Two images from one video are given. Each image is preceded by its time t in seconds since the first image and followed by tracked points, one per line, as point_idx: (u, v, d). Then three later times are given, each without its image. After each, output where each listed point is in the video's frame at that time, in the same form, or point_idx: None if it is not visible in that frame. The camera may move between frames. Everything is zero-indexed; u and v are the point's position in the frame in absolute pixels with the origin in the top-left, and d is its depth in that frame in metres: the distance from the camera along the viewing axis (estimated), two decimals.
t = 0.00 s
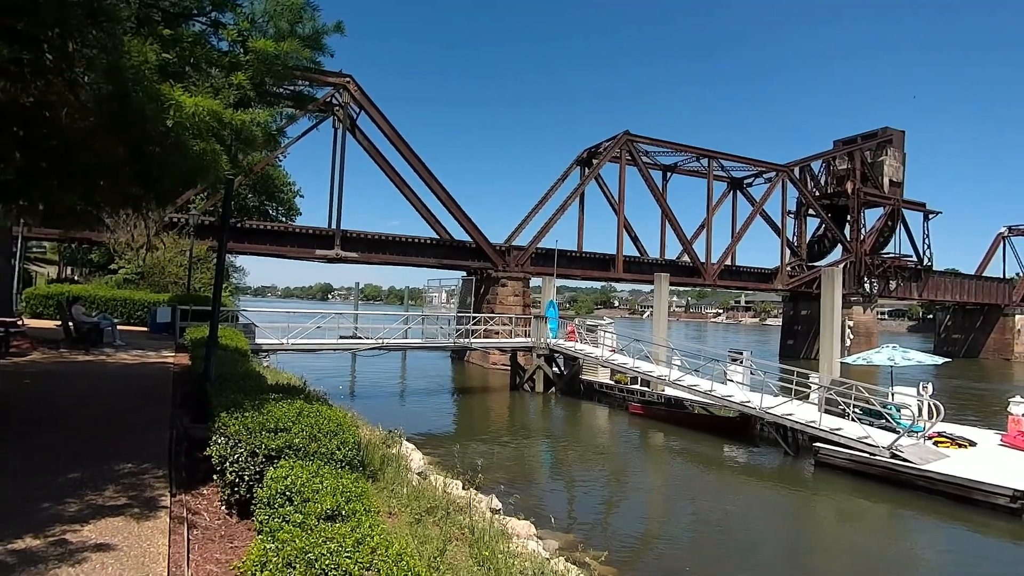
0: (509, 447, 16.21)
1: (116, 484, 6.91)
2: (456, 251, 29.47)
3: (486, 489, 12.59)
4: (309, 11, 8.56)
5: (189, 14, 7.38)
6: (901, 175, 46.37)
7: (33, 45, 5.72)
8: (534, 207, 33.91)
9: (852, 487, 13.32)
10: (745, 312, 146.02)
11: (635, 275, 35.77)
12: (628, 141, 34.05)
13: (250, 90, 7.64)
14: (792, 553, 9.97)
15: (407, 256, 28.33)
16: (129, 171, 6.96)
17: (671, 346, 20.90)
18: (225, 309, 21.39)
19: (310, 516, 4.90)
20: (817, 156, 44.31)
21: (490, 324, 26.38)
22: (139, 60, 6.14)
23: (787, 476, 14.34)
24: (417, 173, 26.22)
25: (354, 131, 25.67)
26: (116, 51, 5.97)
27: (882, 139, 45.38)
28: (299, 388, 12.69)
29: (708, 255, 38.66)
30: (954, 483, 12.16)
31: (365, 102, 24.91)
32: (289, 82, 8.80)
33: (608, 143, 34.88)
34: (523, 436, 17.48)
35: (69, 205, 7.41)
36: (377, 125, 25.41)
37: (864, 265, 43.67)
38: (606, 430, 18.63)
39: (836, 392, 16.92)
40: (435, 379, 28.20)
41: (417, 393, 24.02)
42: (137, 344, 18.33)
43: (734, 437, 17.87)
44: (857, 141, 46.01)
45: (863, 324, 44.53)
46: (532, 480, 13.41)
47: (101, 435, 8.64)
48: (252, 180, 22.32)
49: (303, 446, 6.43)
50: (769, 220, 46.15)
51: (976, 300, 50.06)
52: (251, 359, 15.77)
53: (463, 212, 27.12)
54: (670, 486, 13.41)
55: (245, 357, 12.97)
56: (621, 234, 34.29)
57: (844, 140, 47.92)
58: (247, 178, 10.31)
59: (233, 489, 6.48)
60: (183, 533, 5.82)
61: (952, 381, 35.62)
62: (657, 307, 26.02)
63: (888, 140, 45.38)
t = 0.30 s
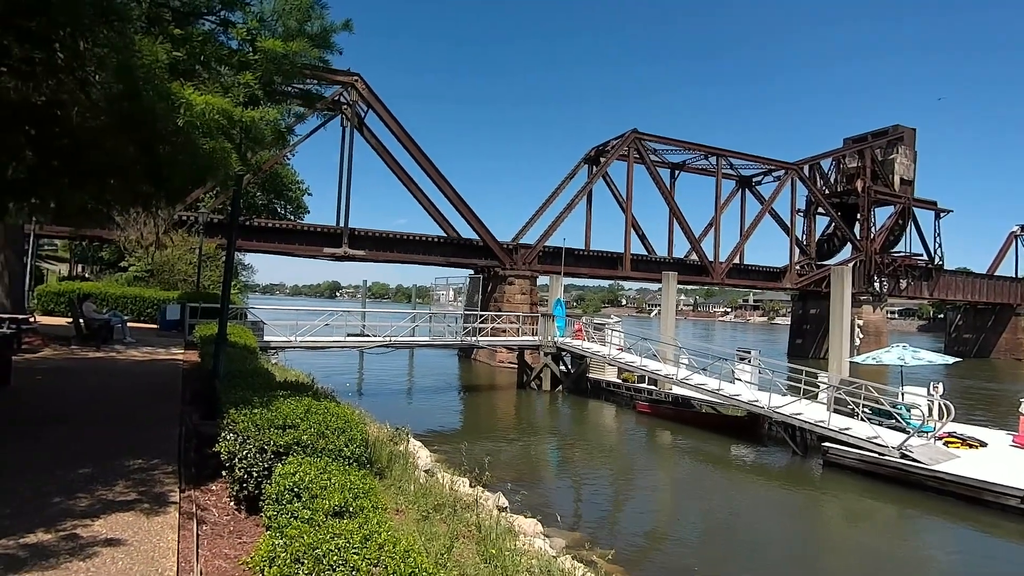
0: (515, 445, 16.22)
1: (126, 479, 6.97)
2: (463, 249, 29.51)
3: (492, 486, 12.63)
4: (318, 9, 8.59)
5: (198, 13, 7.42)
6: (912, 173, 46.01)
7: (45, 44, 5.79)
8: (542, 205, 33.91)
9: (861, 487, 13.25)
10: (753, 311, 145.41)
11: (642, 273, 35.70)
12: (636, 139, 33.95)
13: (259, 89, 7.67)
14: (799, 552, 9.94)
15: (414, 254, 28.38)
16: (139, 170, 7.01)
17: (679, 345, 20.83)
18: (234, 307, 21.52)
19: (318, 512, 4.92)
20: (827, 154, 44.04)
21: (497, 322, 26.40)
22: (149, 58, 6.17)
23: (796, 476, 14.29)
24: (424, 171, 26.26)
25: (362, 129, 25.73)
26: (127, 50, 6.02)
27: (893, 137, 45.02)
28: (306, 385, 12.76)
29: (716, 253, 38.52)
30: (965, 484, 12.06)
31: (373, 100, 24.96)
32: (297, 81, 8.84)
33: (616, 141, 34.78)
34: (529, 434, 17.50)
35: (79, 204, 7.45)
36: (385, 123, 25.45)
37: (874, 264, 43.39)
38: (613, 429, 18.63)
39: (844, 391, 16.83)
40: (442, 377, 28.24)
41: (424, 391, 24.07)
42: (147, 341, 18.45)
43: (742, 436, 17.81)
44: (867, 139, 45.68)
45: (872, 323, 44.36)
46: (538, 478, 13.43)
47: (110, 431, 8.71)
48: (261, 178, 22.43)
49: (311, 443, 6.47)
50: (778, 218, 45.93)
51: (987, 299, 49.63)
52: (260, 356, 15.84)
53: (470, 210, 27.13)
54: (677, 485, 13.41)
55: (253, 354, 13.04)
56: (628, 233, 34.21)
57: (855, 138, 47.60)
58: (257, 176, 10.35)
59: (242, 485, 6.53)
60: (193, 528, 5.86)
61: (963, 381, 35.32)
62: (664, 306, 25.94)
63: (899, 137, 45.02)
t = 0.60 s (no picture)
0: (521, 443, 16.24)
1: (133, 475, 7.02)
2: (469, 247, 29.53)
3: (497, 484, 12.65)
4: (324, 7, 8.59)
5: (206, 11, 7.44)
6: (921, 171, 45.71)
7: (53, 42, 5.83)
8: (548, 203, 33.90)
9: (868, 487, 13.20)
10: (759, 309, 144.89)
11: (648, 271, 35.64)
12: (642, 137, 33.86)
13: (266, 87, 7.70)
14: (805, 552, 9.92)
15: (420, 251, 28.43)
16: (147, 167, 7.04)
17: (685, 343, 20.78)
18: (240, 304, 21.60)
19: (324, 508, 4.95)
20: (834, 152, 43.81)
21: (502, 320, 26.40)
22: (157, 56, 6.19)
23: (801, 475, 14.26)
24: (430, 169, 26.27)
25: (368, 127, 25.77)
26: (135, 48, 6.04)
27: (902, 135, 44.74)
28: (312, 382, 12.81)
29: (723, 251, 38.40)
30: (972, 484, 11.99)
31: (379, 98, 24.98)
32: (304, 78, 8.86)
33: (622, 139, 34.70)
34: (535, 432, 17.51)
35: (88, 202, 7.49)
36: (391, 120, 25.46)
37: (882, 262, 43.17)
38: (618, 427, 18.62)
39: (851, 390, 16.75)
40: (448, 374, 28.27)
41: (429, 388, 24.10)
42: (154, 338, 18.54)
43: (748, 435, 17.77)
44: (876, 136, 45.42)
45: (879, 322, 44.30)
46: (543, 475, 13.46)
47: (118, 427, 8.76)
48: (268, 176, 22.50)
49: (317, 439, 6.50)
50: (785, 216, 45.76)
51: (996, 299, 49.31)
52: (266, 353, 15.91)
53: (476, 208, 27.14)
54: (682, 483, 13.40)
55: (259, 351, 13.10)
56: (634, 231, 34.14)
57: (863, 135, 47.33)
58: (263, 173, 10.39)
59: (249, 481, 6.56)
60: (200, 524, 5.88)
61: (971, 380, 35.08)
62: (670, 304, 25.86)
63: (908, 135, 44.72)
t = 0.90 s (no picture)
0: (523, 440, 16.26)
1: (137, 471, 7.05)
2: (473, 245, 29.54)
3: (500, 481, 12.67)
4: (328, 4, 8.59)
5: (210, 8, 7.46)
6: (926, 169, 45.53)
7: (58, 41, 5.86)
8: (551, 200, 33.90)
9: (871, 486, 13.18)
10: (763, 307, 144.66)
11: (652, 269, 35.62)
12: (646, 134, 33.81)
13: (270, 85, 7.70)
14: (807, 550, 9.93)
15: (423, 249, 28.48)
16: (151, 164, 7.05)
17: (688, 341, 20.76)
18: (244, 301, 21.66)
19: (326, 505, 4.96)
20: (839, 150, 43.66)
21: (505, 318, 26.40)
22: (161, 54, 6.20)
23: (804, 474, 14.25)
24: (434, 166, 26.28)
25: (372, 124, 25.78)
26: (139, 46, 6.05)
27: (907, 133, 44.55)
28: (315, 379, 12.84)
29: (726, 250, 38.35)
30: (976, 483, 11.96)
31: (383, 95, 24.98)
32: (308, 76, 8.87)
33: (626, 136, 34.65)
34: (537, 430, 17.53)
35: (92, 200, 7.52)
36: (394, 118, 25.47)
37: (886, 261, 43.04)
38: (620, 425, 18.63)
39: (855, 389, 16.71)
40: (451, 372, 28.30)
41: (432, 386, 24.13)
42: (158, 335, 18.60)
43: (751, 433, 17.76)
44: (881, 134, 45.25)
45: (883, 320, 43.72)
46: (546, 473, 13.49)
47: (122, 424, 8.79)
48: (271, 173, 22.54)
49: (320, 436, 6.51)
50: (789, 215, 45.66)
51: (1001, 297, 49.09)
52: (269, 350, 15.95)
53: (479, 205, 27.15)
54: (684, 481, 13.41)
55: (263, 348, 13.14)
56: (638, 228, 34.11)
57: (868, 133, 47.17)
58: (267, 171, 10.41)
59: (252, 477, 6.59)
60: (203, 520, 5.91)
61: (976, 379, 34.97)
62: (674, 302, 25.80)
63: (913, 133, 44.52)
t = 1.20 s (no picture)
0: (524, 438, 16.28)
1: (138, 468, 7.06)
2: (473, 242, 29.54)
3: (500, 479, 12.69)
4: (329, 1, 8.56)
5: (211, 6, 7.45)
6: (928, 167, 45.48)
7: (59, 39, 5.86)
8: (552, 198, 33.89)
9: (871, 484, 13.18)
10: (763, 306, 144.61)
11: (652, 267, 35.62)
12: (647, 132, 33.78)
13: (272, 82, 7.69)
14: (807, 548, 9.93)
15: (424, 246, 28.49)
16: (152, 162, 7.05)
17: (688, 339, 20.76)
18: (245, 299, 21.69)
19: (327, 502, 4.97)
20: (840, 148, 43.61)
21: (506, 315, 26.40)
22: (162, 52, 6.19)
23: (804, 471, 14.25)
24: (434, 164, 26.28)
25: (372, 122, 25.78)
26: (140, 43, 6.05)
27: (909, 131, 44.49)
28: (316, 376, 12.85)
29: (727, 248, 38.35)
30: (977, 482, 11.96)
31: (383, 93, 24.97)
32: (309, 73, 8.86)
33: (627, 134, 34.62)
34: (538, 427, 17.55)
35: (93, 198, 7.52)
36: (395, 115, 25.46)
37: (886, 259, 43.02)
38: (621, 423, 18.65)
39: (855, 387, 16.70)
40: (451, 369, 28.32)
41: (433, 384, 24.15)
42: (158, 332, 18.62)
43: (751, 431, 17.76)
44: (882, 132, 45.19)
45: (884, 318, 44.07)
46: (546, 471, 13.51)
47: (123, 421, 8.80)
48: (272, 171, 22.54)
49: (321, 434, 6.51)
50: (790, 213, 45.64)
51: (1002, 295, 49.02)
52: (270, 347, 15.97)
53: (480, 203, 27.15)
54: (684, 479, 13.42)
55: (263, 345, 13.16)
56: (638, 226, 34.10)
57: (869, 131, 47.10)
58: (268, 168, 10.41)
59: (253, 474, 6.60)
60: (204, 517, 5.93)
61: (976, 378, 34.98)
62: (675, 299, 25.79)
63: (914, 131, 44.46)
